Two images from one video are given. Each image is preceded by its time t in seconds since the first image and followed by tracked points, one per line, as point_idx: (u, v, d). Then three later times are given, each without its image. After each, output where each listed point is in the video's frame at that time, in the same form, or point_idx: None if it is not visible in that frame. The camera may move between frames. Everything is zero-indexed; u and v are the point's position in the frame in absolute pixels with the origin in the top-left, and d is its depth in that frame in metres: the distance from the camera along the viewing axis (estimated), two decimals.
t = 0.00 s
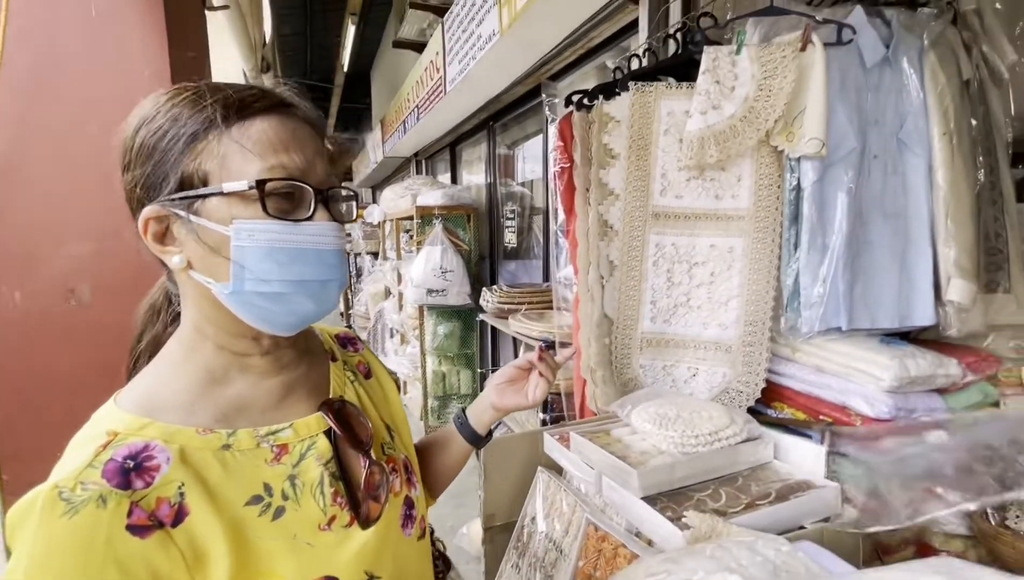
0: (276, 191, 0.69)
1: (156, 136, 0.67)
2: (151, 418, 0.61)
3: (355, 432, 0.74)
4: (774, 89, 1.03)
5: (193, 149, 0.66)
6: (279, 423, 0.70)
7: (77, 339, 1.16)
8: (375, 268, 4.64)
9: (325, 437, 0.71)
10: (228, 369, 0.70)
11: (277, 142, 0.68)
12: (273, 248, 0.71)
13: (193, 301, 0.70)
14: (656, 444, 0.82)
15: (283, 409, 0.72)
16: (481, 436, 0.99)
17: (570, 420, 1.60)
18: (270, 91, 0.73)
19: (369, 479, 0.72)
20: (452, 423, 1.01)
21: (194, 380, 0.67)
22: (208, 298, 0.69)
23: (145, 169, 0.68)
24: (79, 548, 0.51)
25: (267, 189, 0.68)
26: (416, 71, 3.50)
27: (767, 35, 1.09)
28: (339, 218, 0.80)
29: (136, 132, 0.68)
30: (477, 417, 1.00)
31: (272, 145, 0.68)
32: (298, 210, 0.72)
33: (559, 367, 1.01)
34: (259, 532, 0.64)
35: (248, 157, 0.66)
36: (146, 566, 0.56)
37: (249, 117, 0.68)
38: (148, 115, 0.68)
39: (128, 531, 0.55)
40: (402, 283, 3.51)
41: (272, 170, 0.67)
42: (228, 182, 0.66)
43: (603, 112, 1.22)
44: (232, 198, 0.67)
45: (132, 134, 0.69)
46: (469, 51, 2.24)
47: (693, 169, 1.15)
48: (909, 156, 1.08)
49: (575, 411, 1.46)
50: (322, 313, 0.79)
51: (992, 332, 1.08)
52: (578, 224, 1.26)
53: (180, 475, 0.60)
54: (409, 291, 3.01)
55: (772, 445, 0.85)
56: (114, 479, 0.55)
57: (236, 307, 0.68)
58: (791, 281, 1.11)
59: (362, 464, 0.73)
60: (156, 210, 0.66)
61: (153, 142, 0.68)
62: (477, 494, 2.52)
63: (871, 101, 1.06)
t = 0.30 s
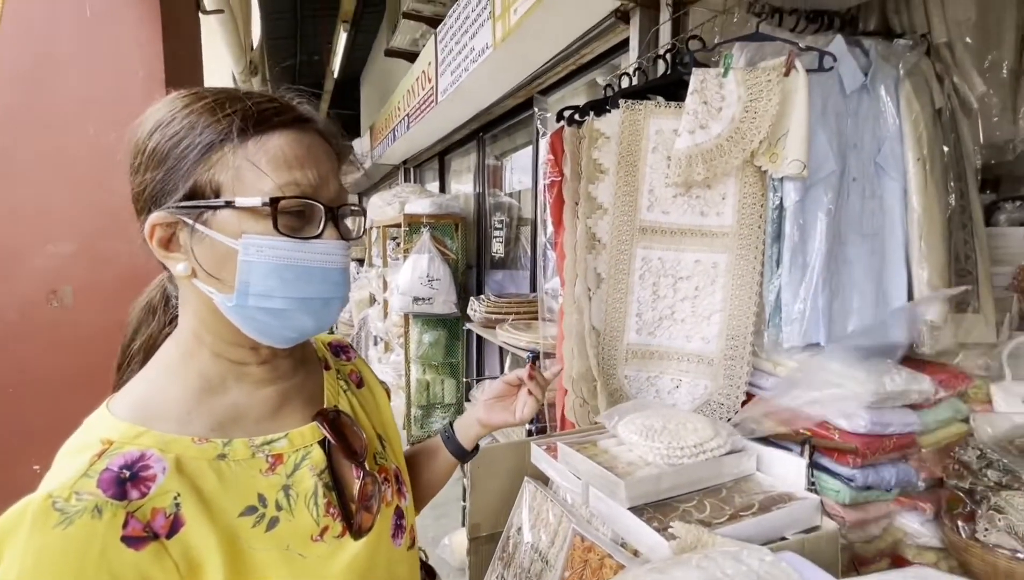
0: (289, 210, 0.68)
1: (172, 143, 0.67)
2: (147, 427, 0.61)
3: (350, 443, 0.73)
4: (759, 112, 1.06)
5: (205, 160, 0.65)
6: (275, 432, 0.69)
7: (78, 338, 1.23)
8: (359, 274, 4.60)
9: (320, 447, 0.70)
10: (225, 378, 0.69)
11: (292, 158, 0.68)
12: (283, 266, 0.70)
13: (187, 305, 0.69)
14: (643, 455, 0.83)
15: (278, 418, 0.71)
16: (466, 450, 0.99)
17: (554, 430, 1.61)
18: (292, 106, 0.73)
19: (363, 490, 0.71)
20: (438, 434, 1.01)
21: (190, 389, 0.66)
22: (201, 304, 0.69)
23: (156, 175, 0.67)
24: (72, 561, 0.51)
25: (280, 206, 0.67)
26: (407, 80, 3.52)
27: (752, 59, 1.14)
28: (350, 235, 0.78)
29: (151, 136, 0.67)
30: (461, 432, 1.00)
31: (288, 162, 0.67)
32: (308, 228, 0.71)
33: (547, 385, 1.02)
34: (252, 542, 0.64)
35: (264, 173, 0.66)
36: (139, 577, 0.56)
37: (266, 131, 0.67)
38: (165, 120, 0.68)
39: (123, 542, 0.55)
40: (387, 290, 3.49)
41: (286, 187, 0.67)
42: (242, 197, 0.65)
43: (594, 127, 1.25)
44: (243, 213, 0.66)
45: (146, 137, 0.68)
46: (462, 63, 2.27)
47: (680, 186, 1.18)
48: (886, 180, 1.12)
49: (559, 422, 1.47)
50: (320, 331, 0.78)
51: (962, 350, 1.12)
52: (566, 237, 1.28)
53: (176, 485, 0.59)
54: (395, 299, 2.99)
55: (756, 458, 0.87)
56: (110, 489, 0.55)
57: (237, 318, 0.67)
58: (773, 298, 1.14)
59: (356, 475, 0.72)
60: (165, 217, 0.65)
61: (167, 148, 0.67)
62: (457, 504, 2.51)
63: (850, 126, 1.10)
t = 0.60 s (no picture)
0: (311, 229, 0.69)
1: (200, 151, 0.66)
2: (149, 431, 0.60)
3: (348, 449, 0.73)
4: (749, 126, 1.09)
5: (232, 173, 0.65)
6: (275, 438, 0.69)
7: (73, 339, 1.22)
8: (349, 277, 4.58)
9: (319, 453, 0.70)
10: (228, 384, 0.69)
11: (317, 178, 0.68)
12: (299, 282, 0.70)
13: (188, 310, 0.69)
14: (633, 462, 0.84)
15: (279, 424, 0.71)
16: (460, 455, 0.99)
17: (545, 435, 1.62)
18: (320, 125, 0.73)
19: (361, 497, 0.72)
20: (432, 440, 1.01)
21: (193, 394, 0.66)
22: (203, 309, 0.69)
23: (178, 181, 0.66)
24: (77, 565, 0.51)
25: (304, 226, 0.68)
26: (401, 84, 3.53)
27: (743, 74, 1.16)
28: (361, 252, 0.79)
29: (178, 142, 0.67)
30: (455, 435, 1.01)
31: (313, 182, 0.68)
32: (325, 246, 0.72)
33: (542, 392, 1.03)
34: (252, 547, 0.64)
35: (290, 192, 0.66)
36: None
37: (295, 149, 0.68)
38: (195, 128, 0.67)
39: (128, 546, 0.55)
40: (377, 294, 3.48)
41: (311, 208, 0.68)
42: (267, 215, 0.66)
43: (588, 137, 1.27)
44: (267, 229, 0.67)
45: (173, 143, 0.68)
46: (457, 70, 2.28)
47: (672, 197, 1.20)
48: (871, 195, 1.15)
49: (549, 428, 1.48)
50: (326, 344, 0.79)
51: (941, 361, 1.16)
52: (559, 245, 1.30)
53: (179, 490, 0.59)
54: (386, 303, 2.99)
55: (744, 465, 0.89)
56: (115, 494, 0.55)
57: (251, 332, 0.68)
58: (760, 308, 1.17)
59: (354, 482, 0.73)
60: (185, 225, 0.64)
61: (194, 156, 0.66)
62: (446, 509, 2.51)
63: (836, 141, 1.13)
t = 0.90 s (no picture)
0: (328, 234, 0.69)
1: (219, 153, 0.66)
2: (157, 428, 0.60)
3: (351, 448, 0.74)
4: (745, 130, 1.10)
5: (251, 176, 0.65)
6: (280, 436, 0.69)
7: (70, 341, 1.13)
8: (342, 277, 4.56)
9: (324, 451, 0.70)
10: (234, 381, 0.69)
11: (334, 184, 0.68)
12: (310, 285, 0.70)
13: (193, 308, 0.69)
14: (630, 463, 0.85)
15: (285, 422, 0.71)
16: (459, 456, 0.98)
17: (541, 436, 1.62)
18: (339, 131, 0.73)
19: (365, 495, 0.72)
20: (431, 440, 1.00)
21: (199, 391, 0.65)
22: (206, 307, 0.68)
23: (195, 182, 0.66)
24: (87, 560, 0.50)
25: (323, 231, 0.68)
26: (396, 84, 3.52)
27: (739, 79, 1.16)
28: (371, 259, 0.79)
29: (198, 142, 0.67)
30: (454, 435, 1.00)
31: (331, 188, 0.68)
32: (339, 250, 0.71)
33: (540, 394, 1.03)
34: (258, 545, 0.63)
35: (308, 197, 0.66)
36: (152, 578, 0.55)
37: (314, 155, 0.68)
38: (215, 129, 0.67)
39: (138, 541, 0.54)
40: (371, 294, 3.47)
41: (328, 214, 0.68)
42: (285, 218, 0.66)
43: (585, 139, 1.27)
44: (285, 233, 0.66)
45: (193, 143, 0.67)
46: (455, 70, 2.28)
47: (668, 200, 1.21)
48: (865, 200, 1.16)
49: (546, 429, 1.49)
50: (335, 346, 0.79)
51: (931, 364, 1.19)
52: (555, 247, 1.30)
53: (187, 485, 0.59)
54: (381, 303, 2.98)
55: (739, 467, 0.89)
56: (124, 488, 0.54)
57: (262, 333, 0.68)
58: (755, 311, 1.18)
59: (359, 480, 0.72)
60: (201, 225, 0.64)
61: (212, 157, 0.66)
62: (440, 511, 2.50)
63: (831, 147, 1.14)
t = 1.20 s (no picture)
0: (336, 233, 0.69)
1: (230, 150, 0.66)
2: (162, 421, 0.60)
3: (354, 442, 0.73)
4: (742, 130, 1.10)
5: (261, 174, 0.65)
6: (283, 430, 0.69)
7: (65, 338, 1.12)
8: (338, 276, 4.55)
9: (327, 445, 0.70)
10: (237, 377, 0.68)
11: (343, 183, 0.68)
12: (319, 281, 0.70)
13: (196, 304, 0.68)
14: (627, 462, 0.85)
15: (288, 417, 0.71)
16: (456, 454, 0.97)
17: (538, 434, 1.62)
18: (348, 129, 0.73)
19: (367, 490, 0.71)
20: (429, 438, 1.00)
21: (203, 385, 0.65)
22: (207, 302, 0.67)
23: (204, 177, 0.66)
24: (94, 552, 0.50)
25: (331, 230, 0.68)
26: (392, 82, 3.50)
27: (737, 79, 1.16)
28: (376, 256, 0.79)
29: (208, 137, 0.66)
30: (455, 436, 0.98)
31: (341, 187, 0.67)
32: (346, 248, 0.72)
33: (537, 393, 1.02)
34: (263, 538, 0.63)
35: (317, 195, 0.66)
36: (159, 570, 0.54)
37: (324, 154, 0.67)
38: (225, 125, 0.67)
39: (145, 533, 0.54)
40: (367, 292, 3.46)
41: (334, 213, 0.68)
42: (294, 217, 0.66)
43: (583, 138, 1.27)
44: (293, 231, 0.66)
45: (202, 137, 0.67)
46: (452, 67, 2.27)
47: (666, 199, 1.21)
48: (862, 200, 1.16)
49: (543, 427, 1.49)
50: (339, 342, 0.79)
51: (927, 363, 1.22)
52: (552, 246, 1.30)
53: (194, 478, 0.58)
54: (377, 301, 2.98)
55: (735, 465, 0.90)
56: (131, 479, 0.54)
57: (268, 330, 0.67)
58: (751, 310, 1.19)
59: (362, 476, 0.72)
60: (209, 220, 0.64)
61: (223, 153, 0.66)
62: (435, 509, 2.51)
63: (828, 147, 1.14)
